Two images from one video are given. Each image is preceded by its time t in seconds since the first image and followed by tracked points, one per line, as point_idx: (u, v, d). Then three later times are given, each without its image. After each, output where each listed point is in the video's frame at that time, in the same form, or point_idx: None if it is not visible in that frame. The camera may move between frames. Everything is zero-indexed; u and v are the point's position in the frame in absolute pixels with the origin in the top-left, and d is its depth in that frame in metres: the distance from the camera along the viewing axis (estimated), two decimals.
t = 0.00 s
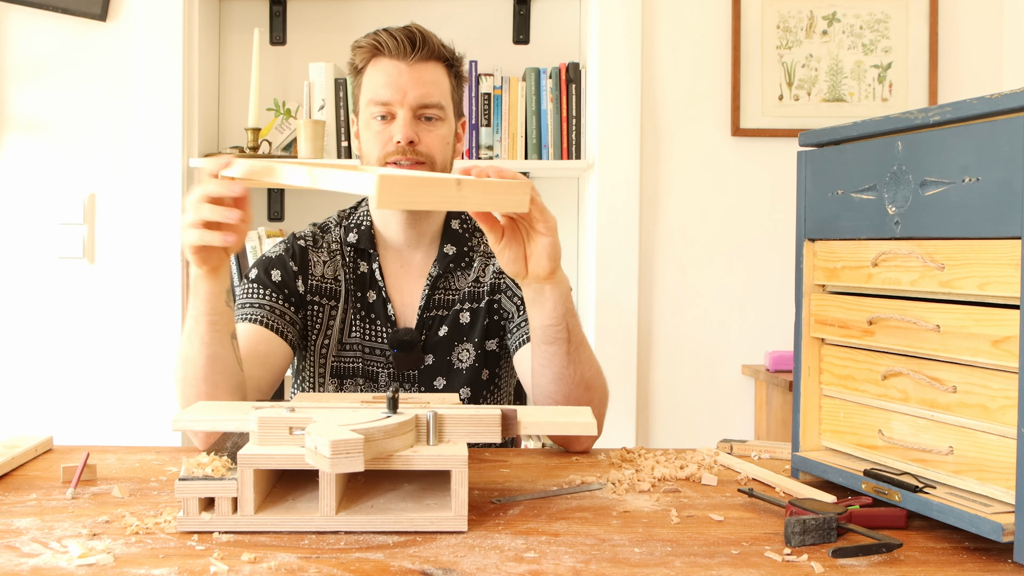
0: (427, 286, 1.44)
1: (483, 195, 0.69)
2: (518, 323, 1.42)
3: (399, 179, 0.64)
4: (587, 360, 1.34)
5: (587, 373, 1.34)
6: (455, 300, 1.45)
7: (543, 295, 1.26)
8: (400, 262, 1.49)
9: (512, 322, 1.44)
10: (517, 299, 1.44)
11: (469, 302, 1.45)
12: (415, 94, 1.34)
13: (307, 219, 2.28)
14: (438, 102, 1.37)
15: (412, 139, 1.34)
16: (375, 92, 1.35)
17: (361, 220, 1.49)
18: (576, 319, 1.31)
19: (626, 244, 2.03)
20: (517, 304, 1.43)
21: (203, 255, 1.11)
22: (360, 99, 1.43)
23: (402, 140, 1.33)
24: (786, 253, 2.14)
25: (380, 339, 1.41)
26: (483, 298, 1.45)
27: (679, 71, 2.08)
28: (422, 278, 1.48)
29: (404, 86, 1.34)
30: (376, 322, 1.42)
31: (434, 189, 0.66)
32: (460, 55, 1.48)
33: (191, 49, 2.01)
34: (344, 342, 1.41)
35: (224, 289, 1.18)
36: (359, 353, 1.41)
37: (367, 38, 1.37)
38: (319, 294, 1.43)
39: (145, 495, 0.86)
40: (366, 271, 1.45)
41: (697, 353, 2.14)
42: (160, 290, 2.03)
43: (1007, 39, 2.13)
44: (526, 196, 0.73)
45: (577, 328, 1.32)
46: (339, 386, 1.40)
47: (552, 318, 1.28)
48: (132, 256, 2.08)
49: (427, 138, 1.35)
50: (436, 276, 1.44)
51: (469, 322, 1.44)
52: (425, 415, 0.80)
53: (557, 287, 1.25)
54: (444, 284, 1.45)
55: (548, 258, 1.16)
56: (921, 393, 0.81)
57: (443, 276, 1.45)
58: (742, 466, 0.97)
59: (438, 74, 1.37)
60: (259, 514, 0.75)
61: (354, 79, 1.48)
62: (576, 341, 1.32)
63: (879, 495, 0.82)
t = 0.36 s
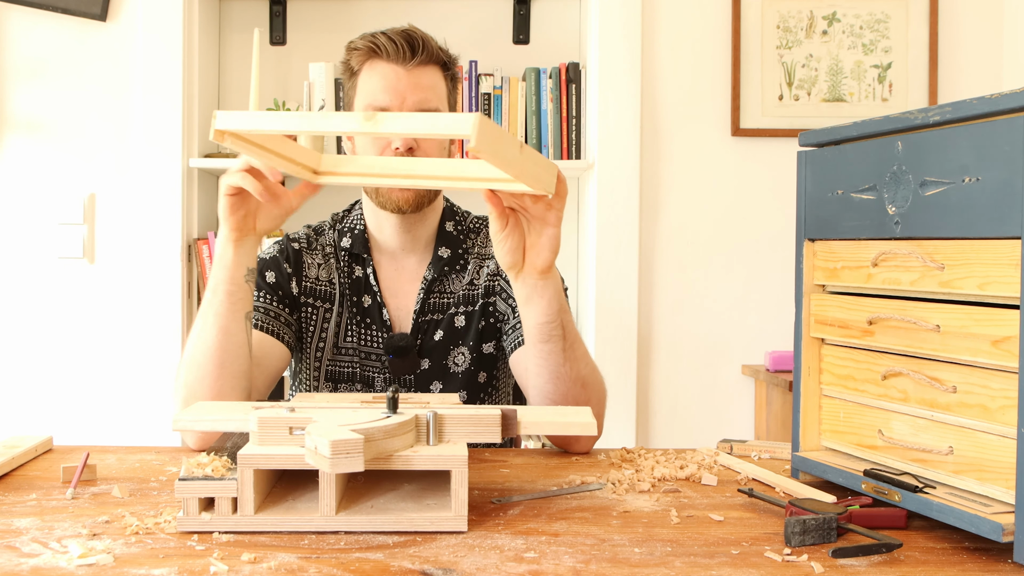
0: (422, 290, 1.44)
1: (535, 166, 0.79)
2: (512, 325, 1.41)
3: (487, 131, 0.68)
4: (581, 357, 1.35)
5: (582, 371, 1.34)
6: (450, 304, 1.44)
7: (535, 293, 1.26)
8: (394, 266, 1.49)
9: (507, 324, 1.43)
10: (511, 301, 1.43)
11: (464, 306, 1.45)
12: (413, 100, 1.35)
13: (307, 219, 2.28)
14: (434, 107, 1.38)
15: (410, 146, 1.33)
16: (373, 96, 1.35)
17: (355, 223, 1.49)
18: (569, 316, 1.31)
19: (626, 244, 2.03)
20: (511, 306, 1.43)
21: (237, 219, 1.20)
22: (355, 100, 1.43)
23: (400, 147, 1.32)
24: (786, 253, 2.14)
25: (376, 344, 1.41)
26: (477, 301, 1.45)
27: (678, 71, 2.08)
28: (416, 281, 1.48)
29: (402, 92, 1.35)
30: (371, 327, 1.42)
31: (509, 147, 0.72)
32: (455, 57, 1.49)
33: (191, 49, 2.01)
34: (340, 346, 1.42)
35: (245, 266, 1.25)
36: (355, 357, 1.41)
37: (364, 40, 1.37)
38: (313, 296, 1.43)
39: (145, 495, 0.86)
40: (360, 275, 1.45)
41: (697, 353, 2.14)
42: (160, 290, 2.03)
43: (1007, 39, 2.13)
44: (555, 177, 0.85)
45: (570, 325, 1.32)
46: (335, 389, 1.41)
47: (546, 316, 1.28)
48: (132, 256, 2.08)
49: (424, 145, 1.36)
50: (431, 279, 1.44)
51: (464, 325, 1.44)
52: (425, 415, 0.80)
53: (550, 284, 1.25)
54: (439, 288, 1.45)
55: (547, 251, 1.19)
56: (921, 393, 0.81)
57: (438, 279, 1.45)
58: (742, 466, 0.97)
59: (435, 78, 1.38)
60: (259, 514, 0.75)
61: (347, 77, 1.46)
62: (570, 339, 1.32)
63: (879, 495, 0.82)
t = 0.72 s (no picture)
0: (424, 292, 1.44)
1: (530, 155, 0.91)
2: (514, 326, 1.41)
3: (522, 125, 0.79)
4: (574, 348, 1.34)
5: (576, 361, 1.34)
6: (451, 306, 1.45)
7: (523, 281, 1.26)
8: (396, 267, 1.49)
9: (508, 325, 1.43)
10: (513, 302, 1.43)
11: (465, 307, 1.45)
12: (407, 102, 1.35)
13: (307, 219, 2.28)
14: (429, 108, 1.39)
15: (405, 148, 1.32)
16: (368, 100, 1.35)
17: (356, 225, 1.49)
18: (560, 305, 1.32)
19: (626, 244, 2.04)
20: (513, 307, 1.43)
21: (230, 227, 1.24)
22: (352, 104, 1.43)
23: (394, 150, 1.32)
24: (786, 253, 2.14)
25: (379, 346, 1.41)
26: (479, 302, 1.45)
27: (679, 70, 2.08)
28: (418, 283, 1.48)
29: (396, 94, 1.35)
30: (374, 329, 1.42)
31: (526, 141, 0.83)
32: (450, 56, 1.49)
33: (191, 49, 2.01)
34: (342, 348, 1.42)
35: (240, 271, 1.27)
36: (358, 359, 1.41)
37: (357, 44, 1.37)
38: (316, 297, 1.43)
39: (145, 495, 0.86)
40: (361, 278, 1.45)
41: (697, 352, 2.14)
42: (160, 290, 2.03)
43: (1007, 39, 2.13)
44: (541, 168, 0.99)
45: (561, 314, 1.32)
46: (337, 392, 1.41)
47: (537, 305, 1.28)
48: (132, 256, 2.08)
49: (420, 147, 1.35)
50: (433, 281, 1.44)
51: (466, 327, 1.44)
52: (425, 415, 0.80)
53: (537, 273, 1.26)
54: (441, 289, 1.45)
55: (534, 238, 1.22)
56: (921, 393, 0.81)
57: (440, 281, 1.45)
58: (743, 466, 0.97)
59: (429, 79, 1.38)
60: (259, 514, 0.75)
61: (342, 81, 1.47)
62: (562, 328, 1.32)
63: (879, 495, 0.82)
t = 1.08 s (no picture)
0: (425, 294, 1.43)
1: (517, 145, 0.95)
2: (516, 327, 1.41)
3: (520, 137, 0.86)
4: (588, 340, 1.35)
5: (590, 352, 1.35)
6: (452, 307, 1.44)
7: (550, 259, 1.30)
8: (396, 267, 1.49)
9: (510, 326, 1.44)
10: (514, 303, 1.43)
11: (466, 308, 1.45)
12: (403, 104, 1.35)
13: (308, 218, 2.28)
14: (426, 109, 1.38)
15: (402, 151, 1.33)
16: (364, 104, 1.36)
17: (356, 226, 1.49)
18: (579, 291, 1.34)
19: (626, 244, 2.04)
20: (514, 308, 1.43)
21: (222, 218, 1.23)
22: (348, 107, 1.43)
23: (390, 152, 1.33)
24: (786, 253, 2.13)
25: (380, 348, 1.41)
26: (480, 303, 1.45)
27: (679, 70, 2.08)
28: (418, 284, 1.48)
29: (391, 96, 1.35)
30: (374, 330, 1.42)
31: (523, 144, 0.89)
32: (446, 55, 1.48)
33: (191, 49, 2.01)
34: (342, 349, 1.42)
35: (232, 265, 1.27)
36: (358, 361, 1.41)
37: (350, 47, 1.37)
38: (316, 297, 1.43)
39: (145, 495, 0.86)
40: (362, 279, 1.44)
41: (697, 352, 2.14)
42: (160, 290, 2.03)
43: (1007, 39, 2.13)
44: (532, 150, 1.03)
45: (579, 301, 1.34)
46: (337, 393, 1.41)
47: (556, 285, 1.31)
48: (132, 256, 2.08)
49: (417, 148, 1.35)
50: (434, 283, 1.43)
51: (467, 328, 1.44)
52: (425, 415, 0.80)
53: (562, 251, 1.29)
54: (442, 291, 1.44)
55: (562, 219, 1.25)
56: (921, 393, 0.81)
57: (442, 282, 1.44)
58: (743, 466, 0.97)
59: (425, 79, 1.38)
60: (259, 514, 0.75)
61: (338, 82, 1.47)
62: (580, 315, 1.34)
63: (879, 495, 0.82)
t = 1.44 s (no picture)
0: (425, 297, 1.43)
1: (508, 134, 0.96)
2: (515, 328, 1.42)
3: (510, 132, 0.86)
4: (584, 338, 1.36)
5: (586, 350, 1.35)
6: (452, 310, 1.44)
7: (543, 254, 1.31)
8: (396, 270, 1.49)
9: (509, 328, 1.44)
10: (514, 305, 1.43)
11: (465, 311, 1.45)
12: (404, 114, 1.35)
13: (307, 218, 2.28)
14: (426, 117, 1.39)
15: (403, 162, 1.33)
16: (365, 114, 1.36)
17: (356, 228, 1.49)
18: (574, 287, 1.35)
19: (626, 243, 2.04)
20: (514, 310, 1.43)
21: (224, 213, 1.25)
22: (347, 111, 1.44)
23: (392, 164, 1.33)
24: (786, 253, 2.13)
25: (380, 351, 1.41)
26: (479, 305, 1.45)
27: (679, 70, 2.08)
28: (418, 287, 1.48)
29: (392, 107, 1.35)
30: (374, 333, 1.42)
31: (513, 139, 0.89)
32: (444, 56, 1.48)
33: (191, 49, 2.01)
34: (341, 352, 1.42)
35: (235, 260, 1.28)
36: (358, 365, 1.41)
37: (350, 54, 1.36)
38: (315, 299, 1.43)
39: (145, 495, 0.86)
40: (362, 282, 1.45)
41: (697, 352, 2.14)
42: (160, 290, 2.03)
43: (1007, 39, 2.12)
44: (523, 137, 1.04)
45: (574, 298, 1.35)
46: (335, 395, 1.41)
47: (551, 280, 1.32)
48: (132, 256, 2.08)
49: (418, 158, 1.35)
50: (434, 287, 1.43)
51: (466, 330, 1.44)
52: (425, 415, 0.80)
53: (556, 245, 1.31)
54: (442, 294, 1.44)
55: (554, 214, 1.28)
56: (921, 393, 0.81)
57: (441, 286, 1.44)
58: (743, 466, 0.97)
59: (426, 87, 1.38)
60: (259, 514, 0.75)
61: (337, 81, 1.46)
62: (575, 312, 1.35)
63: (879, 495, 0.82)
